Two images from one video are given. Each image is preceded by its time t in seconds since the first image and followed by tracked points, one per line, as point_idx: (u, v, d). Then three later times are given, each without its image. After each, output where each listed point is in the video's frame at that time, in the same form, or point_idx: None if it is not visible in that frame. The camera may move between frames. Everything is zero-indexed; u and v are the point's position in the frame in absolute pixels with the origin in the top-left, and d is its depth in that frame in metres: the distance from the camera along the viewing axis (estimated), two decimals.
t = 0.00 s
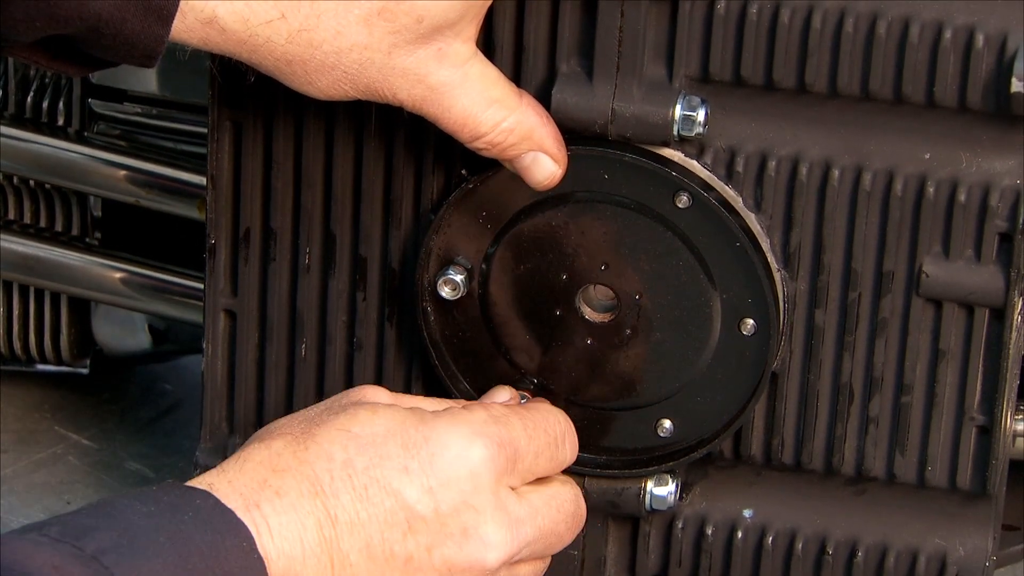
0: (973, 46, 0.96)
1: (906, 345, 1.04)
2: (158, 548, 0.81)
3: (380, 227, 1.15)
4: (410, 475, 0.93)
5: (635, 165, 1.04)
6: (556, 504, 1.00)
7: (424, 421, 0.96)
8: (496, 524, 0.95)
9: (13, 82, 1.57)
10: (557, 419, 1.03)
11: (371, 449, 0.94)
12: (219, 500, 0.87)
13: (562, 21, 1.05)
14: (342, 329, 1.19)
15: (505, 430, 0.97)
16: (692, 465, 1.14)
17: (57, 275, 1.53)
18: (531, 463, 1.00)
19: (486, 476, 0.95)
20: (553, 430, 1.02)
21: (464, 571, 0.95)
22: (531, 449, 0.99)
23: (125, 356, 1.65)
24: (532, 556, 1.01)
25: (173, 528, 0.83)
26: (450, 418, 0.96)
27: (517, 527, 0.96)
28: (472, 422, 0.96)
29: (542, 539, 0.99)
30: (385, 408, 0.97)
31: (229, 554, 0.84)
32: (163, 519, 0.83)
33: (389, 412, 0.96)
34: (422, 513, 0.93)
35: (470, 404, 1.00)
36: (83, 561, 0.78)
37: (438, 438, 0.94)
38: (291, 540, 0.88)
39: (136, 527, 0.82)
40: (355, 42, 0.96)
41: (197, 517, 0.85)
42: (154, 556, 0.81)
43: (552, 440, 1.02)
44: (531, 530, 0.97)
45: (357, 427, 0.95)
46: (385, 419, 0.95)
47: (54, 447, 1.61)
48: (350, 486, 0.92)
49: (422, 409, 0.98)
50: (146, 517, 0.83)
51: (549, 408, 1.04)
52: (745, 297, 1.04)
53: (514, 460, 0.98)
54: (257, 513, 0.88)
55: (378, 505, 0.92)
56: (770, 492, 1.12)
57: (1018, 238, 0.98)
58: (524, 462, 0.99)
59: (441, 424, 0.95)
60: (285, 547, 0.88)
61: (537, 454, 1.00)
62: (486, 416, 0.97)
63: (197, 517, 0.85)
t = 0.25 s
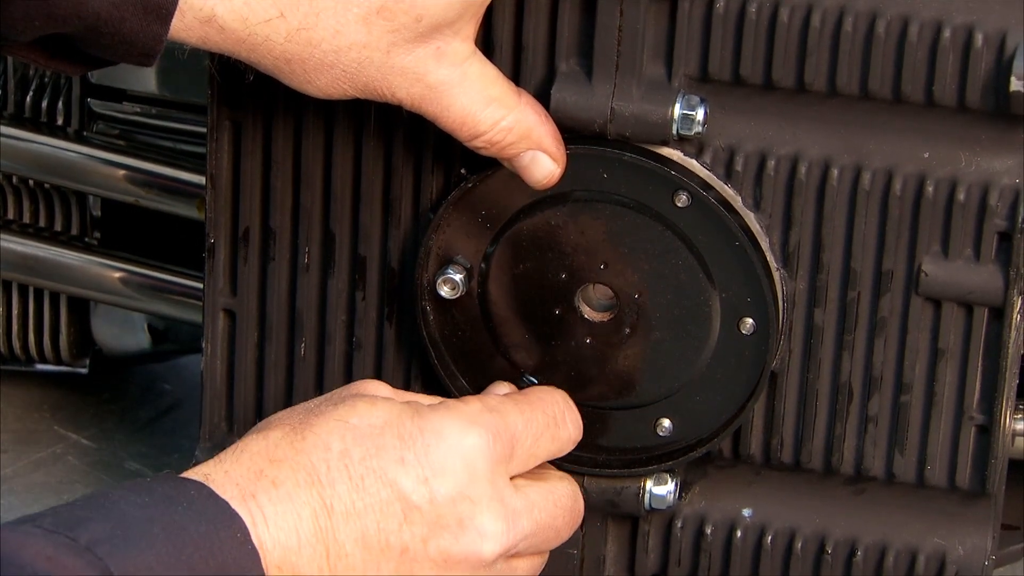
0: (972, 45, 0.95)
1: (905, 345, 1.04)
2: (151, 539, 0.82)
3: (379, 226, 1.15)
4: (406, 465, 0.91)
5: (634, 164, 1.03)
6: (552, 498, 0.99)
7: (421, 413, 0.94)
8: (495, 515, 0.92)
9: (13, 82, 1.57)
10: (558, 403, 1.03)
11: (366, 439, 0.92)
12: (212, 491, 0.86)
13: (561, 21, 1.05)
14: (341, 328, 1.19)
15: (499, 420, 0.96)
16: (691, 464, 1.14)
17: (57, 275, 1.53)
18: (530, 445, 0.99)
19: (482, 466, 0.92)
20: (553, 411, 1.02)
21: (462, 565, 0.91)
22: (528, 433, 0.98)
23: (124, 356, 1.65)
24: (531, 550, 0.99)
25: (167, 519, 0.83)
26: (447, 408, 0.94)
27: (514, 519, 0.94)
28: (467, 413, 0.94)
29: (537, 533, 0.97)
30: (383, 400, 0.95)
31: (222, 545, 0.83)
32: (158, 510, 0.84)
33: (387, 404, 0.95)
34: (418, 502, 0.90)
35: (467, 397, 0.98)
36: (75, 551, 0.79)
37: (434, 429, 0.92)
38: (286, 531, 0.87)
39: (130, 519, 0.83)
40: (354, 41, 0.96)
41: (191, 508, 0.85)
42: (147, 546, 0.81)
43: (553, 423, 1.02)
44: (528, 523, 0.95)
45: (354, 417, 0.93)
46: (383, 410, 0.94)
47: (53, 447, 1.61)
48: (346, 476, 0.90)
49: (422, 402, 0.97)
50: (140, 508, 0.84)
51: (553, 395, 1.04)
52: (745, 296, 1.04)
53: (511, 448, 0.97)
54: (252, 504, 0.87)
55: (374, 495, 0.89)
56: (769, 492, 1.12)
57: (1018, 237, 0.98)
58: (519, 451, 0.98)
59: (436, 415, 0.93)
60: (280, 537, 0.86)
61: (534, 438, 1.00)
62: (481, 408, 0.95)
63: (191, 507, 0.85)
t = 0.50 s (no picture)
0: (972, 46, 0.96)
1: (905, 345, 1.04)
2: (150, 532, 0.83)
3: (379, 226, 1.15)
4: (405, 453, 0.94)
5: (634, 165, 1.04)
6: (557, 485, 1.01)
7: (418, 403, 0.97)
8: (496, 499, 0.95)
9: (13, 81, 1.57)
10: (560, 394, 1.04)
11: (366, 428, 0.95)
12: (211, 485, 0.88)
13: (561, 21, 1.05)
14: (341, 328, 1.19)
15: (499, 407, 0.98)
16: (691, 464, 1.14)
17: (57, 274, 1.53)
18: (532, 434, 1.00)
19: (483, 452, 0.95)
20: (556, 400, 1.03)
21: (464, 550, 0.95)
22: (529, 421, 1.00)
23: (124, 356, 1.65)
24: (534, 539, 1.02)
25: (165, 513, 0.84)
26: (444, 397, 0.98)
27: (516, 503, 0.97)
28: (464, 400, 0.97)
29: (543, 520, 1.00)
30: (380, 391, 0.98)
31: (223, 538, 0.85)
32: (156, 504, 0.85)
33: (384, 394, 0.98)
34: (419, 488, 0.94)
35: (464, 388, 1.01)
36: (75, 544, 0.79)
37: (432, 416, 0.96)
38: (288, 521, 0.89)
39: (128, 513, 0.84)
40: (354, 41, 0.96)
41: (191, 501, 0.86)
42: (147, 540, 0.82)
43: (555, 412, 1.02)
44: (531, 507, 0.98)
45: (352, 408, 0.96)
46: (380, 400, 0.97)
47: (53, 447, 1.61)
48: (347, 464, 0.93)
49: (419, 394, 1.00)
50: (137, 502, 0.85)
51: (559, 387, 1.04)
52: (745, 296, 1.04)
53: (513, 435, 0.99)
54: (253, 496, 0.89)
55: (374, 483, 0.93)
56: (769, 492, 1.12)
57: (1018, 237, 0.98)
58: (521, 441, 1.00)
59: (433, 404, 0.96)
60: (282, 528, 0.89)
61: (537, 425, 1.01)
62: (478, 395, 0.99)
63: (191, 502, 0.86)
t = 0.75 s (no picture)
0: (972, 46, 0.95)
1: (906, 345, 1.04)
2: (137, 521, 0.82)
3: (380, 226, 1.15)
4: (392, 444, 0.92)
5: (634, 165, 1.03)
6: (549, 486, 0.99)
7: (409, 397, 0.96)
8: (480, 495, 0.93)
9: (13, 82, 1.58)
10: (552, 391, 1.03)
11: (354, 418, 0.94)
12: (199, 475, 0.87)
13: (561, 22, 1.05)
14: (342, 328, 1.19)
15: (487, 402, 0.97)
16: (692, 465, 1.14)
17: (57, 274, 1.53)
18: (523, 432, 0.98)
19: (470, 446, 0.94)
20: (547, 400, 1.02)
21: (447, 546, 0.92)
22: (521, 418, 0.98)
23: (124, 356, 1.65)
24: (521, 540, 0.98)
25: (152, 502, 0.84)
26: (435, 392, 0.96)
27: (503, 502, 0.94)
28: (456, 394, 0.97)
29: (531, 522, 0.97)
30: (373, 384, 0.98)
31: (207, 527, 0.84)
32: (143, 493, 0.84)
33: (377, 387, 0.97)
34: (405, 481, 0.91)
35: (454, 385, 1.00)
36: (61, 536, 0.79)
37: (420, 409, 0.94)
38: (272, 508, 0.88)
39: (116, 502, 0.83)
40: (354, 41, 0.96)
41: (176, 490, 0.85)
42: (134, 531, 0.82)
43: (547, 411, 1.01)
44: (516, 508, 0.95)
45: (343, 399, 0.95)
46: (371, 393, 0.96)
47: (53, 447, 1.62)
48: (334, 452, 0.91)
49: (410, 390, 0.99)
50: (124, 492, 0.84)
51: (552, 386, 1.04)
52: (745, 297, 1.04)
53: (503, 432, 0.97)
54: (239, 482, 0.88)
55: (360, 473, 0.91)
56: (770, 492, 1.12)
57: (1018, 238, 0.98)
58: (512, 440, 0.98)
59: (423, 398, 0.95)
60: (266, 513, 0.87)
61: (528, 424, 0.99)
62: (470, 392, 0.97)
63: (177, 490, 0.85)
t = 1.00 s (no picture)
0: (971, 46, 0.96)
1: (905, 345, 1.04)
2: (115, 504, 0.83)
3: (379, 226, 1.15)
4: (366, 428, 0.93)
5: (633, 164, 1.04)
6: (535, 485, 0.98)
7: (388, 382, 0.97)
8: (449, 484, 0.94)
9: (13, 81, 1.58)
10: (520, 392, 1.03)
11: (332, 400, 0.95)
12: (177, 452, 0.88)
13: (560, 21, 1.05)
14: (341, 328, 1.19)
15: (464, 396, 0.98)
16: (690, 464, 1.14)
17: (57, 273, 1.53)
18: (496, 431, 0.98)
19: (445, 436, 0.94)
20: (520, 404, 1.02)
21: (413, 533, 0.93)
22: (494, 417, 0.98)
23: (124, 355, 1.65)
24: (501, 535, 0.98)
25: (129, 485, 0.85)
26: (414, 381, 0.97)
27: (473, 493, 0.94)
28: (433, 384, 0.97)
29: (509, 520, 0.96)
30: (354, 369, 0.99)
31: (184, 511, 0.85)
32: (121, 473, 0.85)
33: (358, 371, 0.99)
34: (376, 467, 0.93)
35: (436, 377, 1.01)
36: (39, 518, 0.80)
37: (398, 396, 0.95)
38: (245, 482, 0.89)
39: (92, 483, 0.84)
40: (354, 42, 0.96)
41: (155, 471, 0.86)
42: (112, 515, 0.83)
43: (518, 413, 1.00)
44: (489, 500, 0.95)
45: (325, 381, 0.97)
46: (353, 376, 0.98)
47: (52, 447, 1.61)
48: (308, 431, 0.93)
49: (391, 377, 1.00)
50: (104, 471, 0.85)
51: (528, 393, 1.04)
52: (744, 296, 1.04)
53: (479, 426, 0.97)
54: (214, 454, 0.90)
55: (331, 454, 0.93)
56: (769, 491, 1.12)
57: (1017, 237, 0.98)
58: (487, 436, 0.97)
59: (402, 385, 0.96)
60: (238, 487, 0.89)
61: (502, 424, 0.99)
62: (447, 384, 0.98)
63: (156, 470, 0.86)
